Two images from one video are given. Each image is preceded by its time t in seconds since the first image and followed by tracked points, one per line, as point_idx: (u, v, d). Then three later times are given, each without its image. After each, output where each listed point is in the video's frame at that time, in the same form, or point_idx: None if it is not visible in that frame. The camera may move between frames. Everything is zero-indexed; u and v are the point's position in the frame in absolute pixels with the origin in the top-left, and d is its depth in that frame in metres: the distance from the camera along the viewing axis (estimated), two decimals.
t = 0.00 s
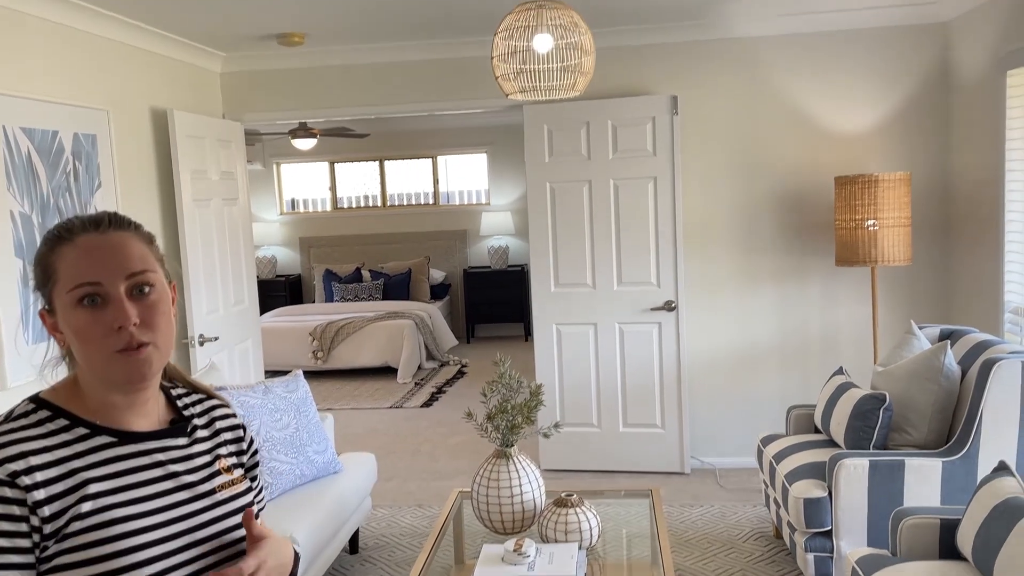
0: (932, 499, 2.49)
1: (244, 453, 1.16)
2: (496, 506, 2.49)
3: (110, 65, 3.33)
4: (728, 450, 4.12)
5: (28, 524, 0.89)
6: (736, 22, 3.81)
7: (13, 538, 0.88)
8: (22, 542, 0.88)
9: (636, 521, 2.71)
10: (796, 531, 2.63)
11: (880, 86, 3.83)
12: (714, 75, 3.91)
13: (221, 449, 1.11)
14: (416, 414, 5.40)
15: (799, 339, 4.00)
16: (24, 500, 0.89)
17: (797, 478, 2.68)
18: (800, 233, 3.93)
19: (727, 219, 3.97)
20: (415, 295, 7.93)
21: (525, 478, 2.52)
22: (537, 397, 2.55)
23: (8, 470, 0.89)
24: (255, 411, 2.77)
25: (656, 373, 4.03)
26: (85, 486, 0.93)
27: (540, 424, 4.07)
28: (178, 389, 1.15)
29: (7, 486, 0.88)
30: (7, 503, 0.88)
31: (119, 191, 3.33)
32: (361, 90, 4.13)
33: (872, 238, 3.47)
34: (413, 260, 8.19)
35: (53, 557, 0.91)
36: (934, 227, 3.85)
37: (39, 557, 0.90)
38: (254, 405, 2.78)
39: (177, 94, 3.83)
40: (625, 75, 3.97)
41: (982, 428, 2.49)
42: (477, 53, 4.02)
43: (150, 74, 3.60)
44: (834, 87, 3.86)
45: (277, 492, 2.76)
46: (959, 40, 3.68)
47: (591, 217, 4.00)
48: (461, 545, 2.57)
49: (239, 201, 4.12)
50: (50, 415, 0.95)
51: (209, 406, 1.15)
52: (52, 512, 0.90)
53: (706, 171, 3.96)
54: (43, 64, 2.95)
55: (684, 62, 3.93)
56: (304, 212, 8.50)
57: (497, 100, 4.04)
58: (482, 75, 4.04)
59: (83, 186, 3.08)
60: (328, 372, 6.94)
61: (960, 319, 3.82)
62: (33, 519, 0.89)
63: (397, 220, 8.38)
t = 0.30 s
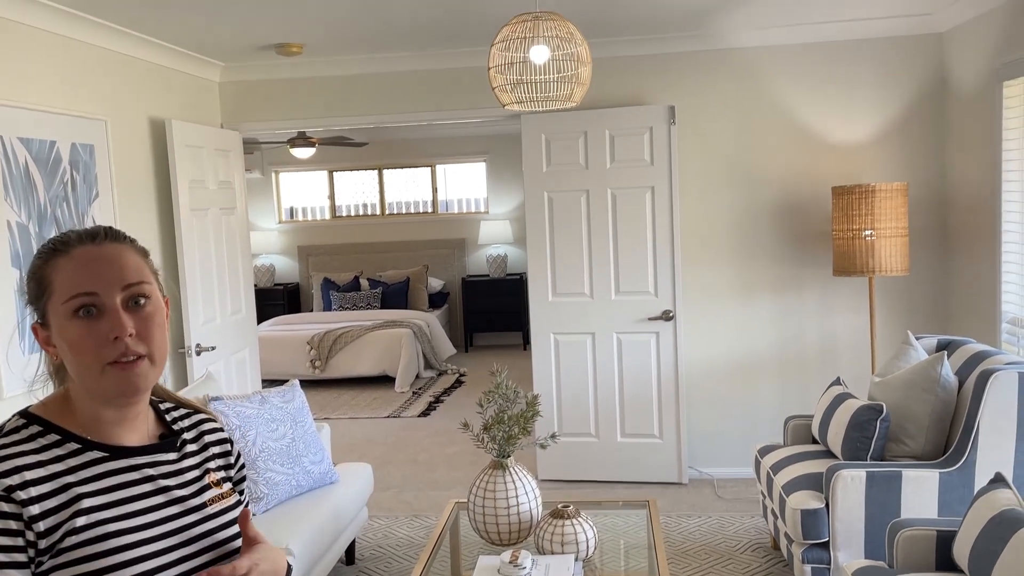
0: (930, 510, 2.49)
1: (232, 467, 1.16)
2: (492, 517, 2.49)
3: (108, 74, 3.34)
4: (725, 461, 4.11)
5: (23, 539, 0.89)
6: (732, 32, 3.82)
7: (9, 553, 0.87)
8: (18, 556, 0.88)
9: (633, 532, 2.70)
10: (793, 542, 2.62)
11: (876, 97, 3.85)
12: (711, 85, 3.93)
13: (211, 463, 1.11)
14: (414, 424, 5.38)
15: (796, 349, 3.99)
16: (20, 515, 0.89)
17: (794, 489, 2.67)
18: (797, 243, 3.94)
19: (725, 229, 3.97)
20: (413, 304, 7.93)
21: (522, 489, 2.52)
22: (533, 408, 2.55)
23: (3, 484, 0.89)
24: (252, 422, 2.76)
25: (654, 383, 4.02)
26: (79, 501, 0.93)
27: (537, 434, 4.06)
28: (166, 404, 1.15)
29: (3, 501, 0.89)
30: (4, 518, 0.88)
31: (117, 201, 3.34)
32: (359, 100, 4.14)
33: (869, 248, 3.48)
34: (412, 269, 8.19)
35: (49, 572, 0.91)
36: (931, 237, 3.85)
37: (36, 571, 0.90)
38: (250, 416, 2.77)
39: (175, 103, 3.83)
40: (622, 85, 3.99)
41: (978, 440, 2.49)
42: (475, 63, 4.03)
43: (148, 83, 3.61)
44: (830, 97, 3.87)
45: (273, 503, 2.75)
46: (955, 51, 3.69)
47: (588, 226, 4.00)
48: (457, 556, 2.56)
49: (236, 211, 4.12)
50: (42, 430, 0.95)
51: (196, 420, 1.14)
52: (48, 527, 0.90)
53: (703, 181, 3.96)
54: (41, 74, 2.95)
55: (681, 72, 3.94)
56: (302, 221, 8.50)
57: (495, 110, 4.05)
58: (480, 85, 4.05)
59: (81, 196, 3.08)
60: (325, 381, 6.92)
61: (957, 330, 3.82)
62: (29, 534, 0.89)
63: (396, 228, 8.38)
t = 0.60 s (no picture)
0: (930, 512, 2.48)
1: (222, 464, 1.16)
2: (492, 519, 2.48)
3: (109, 77, 3.35)
4: (726, 463, 4.11)
5: (20, 540, 0.89)
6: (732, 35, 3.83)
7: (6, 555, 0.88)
8: (15, 556, 0.89)
9: (634, 534, 2.70)
10: (794, 544, 2.62)
11: (877, 100, 3.85)
12: (711, 88, 3.93)
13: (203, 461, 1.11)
14: (415, 426, 5.38)
15: (797, 351, 3.99)
16: (16, 515, 0.89)
17: (795, 491, 2.66)
18: (798, 245, 3.94)
19: (725, 231, 3.98)
20: (414, 307, 7.93)
21: (522, 490, 2.51)
22: (533, 409, 2.55)
23: None
24: (252, 423, 2.76)
25: (654, 386, 4.02)
26: (74, 500, 0.93)
27: (537, 436, 4.06)
28: (155, 403, 1.15)
29: None
30: None
31: (118, 203, 3.34)
32: (360, 103, 4.15)
33: (870, 250, 3.47)
34: (413, 272, 8.20)
35: (47, 571, 0.91)
36: (931, 240, 3.85)
37: (33, 571, 0.91)
38: (250, 418, 2.77)
39: (176, 106, 3.84)
40: (623, 88, 3.99)
41: (979, 442, 2.48)
42: (475, 66, 4.04)
43: (149, 86, 3.62)
44: (831, 99, 3.88)
45: (273, 504, 2.75)
46: (955, 53, 3.69)
47: (589, 229, 4.01)
48: (457, 558, 2.55)
49: (238, 213, 4.13)
50: (34, 430, 0.95)
51: (184, 418, 1.14)
52: (44, 527, 0.91)
53: (703, 183, 3.96)
54: (42, 76, 2.96)
55: (681, 75, 3.94)
56: (304, 224, 8.51)
57: (496, 113, 4.05)
58: (480, 88, 4.06)
59: (82, 197, 3.09)
60: (326, 384, 6.93)
61: (958, 332, 3.81)
62: (25, 534, 0.90)
63: (397, 231, 8.39)
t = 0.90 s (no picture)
0: (933, 510, 2.48)
1: (204, 455, 1.18)
2: (493, 516, 2.48)
3: (112, 75, 3.35)
4: (728, 461, 4.10)
5: (21, 543, 0.91)
6: (734, 33, 3.82)
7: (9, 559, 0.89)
8: (17, 561, 0.90)
9: (635, 532, 2.70)
10: (795, 543, 2.61)
11: (879, 98, 3.84)
12: (713, 86, 3.92)
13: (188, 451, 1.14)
14: (417, 425, 5.38)
15: (799, 350, 3.98)
16: (15, 519, 0.91)
17: (797, 489, 2.66)
18: (800, 244, 3.93)
19: (727, 230, 3.97)
20: (417, 306, 7.94)
21: (523, 488, 2.51)
22: (534, 407, 2.55)
23: None
24: (253, 421, 2.76)
25: (657, 384, 4.02)
26: (72, 499, 0.95)
27: (539, 434, 4.06)
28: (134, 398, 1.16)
29: None
30: None
31: (120, 202, 3.35)
32: (362, 102, 4.15)
33: (872, 249, 3.47)
34: (415, 271, 8.20)
35: (48, 571, 0.93)
36: (934, 238, 3.84)
37: (34, 572, 0.92)
38: (252, 415, 2.78)
39: (178, 104, 3.84)
40: (625, 86, 3.99)
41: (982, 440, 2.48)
42: (477, 64, 4.04)
43: (151, 85, 3.62)
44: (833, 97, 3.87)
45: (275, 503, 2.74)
46: (958, 51, 3.68)
47: (591, 227, 4.00)
48: (458, 555, 2.55)
49: (240, 211, 4.13)
50: (24, 431, 0.96)
51: (162, 411, 1.16)
52: (43, 528, 0.93)
53: (705, 182, 3.96)
54: (44, 74, 2.97)
55: (683, 72, 3.94)
56: (307, 223, 8.52)
57: (497, 111, 4.05)
58: (482, 86, 4.05)
59: (84, 195, 3.09)
60: (329, 383, 6.93)
61: (961, 330, 3.80)
62: (25, 537, 0.91)
63: (400, 230, 8.39)
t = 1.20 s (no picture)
0: (937, 506, 2.47)
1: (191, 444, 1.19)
2: (496, 510, 2.48)
3: (115, 69, 3.35)
4: (732, 457, 4.09)
5: (40, 534, 0.91)
6: (739, 26, 3.80)
7: (30, 550, 0.90)
8: (36, 552, 0.90)
9: (639, 526, 2.69)
10: (799, 537, 2.61)
11: (885, 91, 3.81)
12: (718, 80, 3.91)
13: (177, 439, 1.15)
14: (421, 420, 5.39)
15: (803, 345, 3.97)
16: (33, 511, 0.91)
17: (801, 484, 2.65)
18: (804, 238, 3.91)
19: (732, 224, 3.95)
20: (421, 301, 7.94)
21: (526, 483, 2.51)
22: (538, 402, 2.54)
23: (11, 482, 0.90)
24: (256, 415, 2.77)
25: (660, 379, 4.01)
26: (85, 489, 0.96)
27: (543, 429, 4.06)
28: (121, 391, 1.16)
29: (14, 499, 0.89)
30: (18, 517, 0.89)
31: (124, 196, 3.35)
32: (366, 96, 4.15)
33: (878, 243, 3.45)
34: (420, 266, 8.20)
35: (64, 561, 0.94)
36: (939, 232, 3.82)
37: (51, 563, 0.93)
38: (255, 409, 2.78)
39: (182, 98, 3.84)
40: (629, 80, 3.97)
41: (987, 435, 2.47)
42: (481, 58, 4.02)
43: (154, 79, 3.62)
44: (839, 91, 3.85)
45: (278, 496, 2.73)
46: (965, 44, 3.66)
47: (595, 221, 3.99)
48: (462, 549, 2.55)
49: (244, 206, 4.13)
50: (26, 425, 0.95)
51: (147, 400, 1.17)
52: (60, 518, 0.93)
53: (709, 176, 3.94)
54: (47, 68, 2.97)
55: (688, 66, 3.92)
56: (311, 218, 8.52)
57: (502, 105, 4.04)
58: (486, 80, 4.04)
59: (87, 189, 3.10)
60: (333, 377, 6.94)
61: (967, 326, 3.78)
62: (43, 528, 0.91)
63: (404, 225, 8.39)
